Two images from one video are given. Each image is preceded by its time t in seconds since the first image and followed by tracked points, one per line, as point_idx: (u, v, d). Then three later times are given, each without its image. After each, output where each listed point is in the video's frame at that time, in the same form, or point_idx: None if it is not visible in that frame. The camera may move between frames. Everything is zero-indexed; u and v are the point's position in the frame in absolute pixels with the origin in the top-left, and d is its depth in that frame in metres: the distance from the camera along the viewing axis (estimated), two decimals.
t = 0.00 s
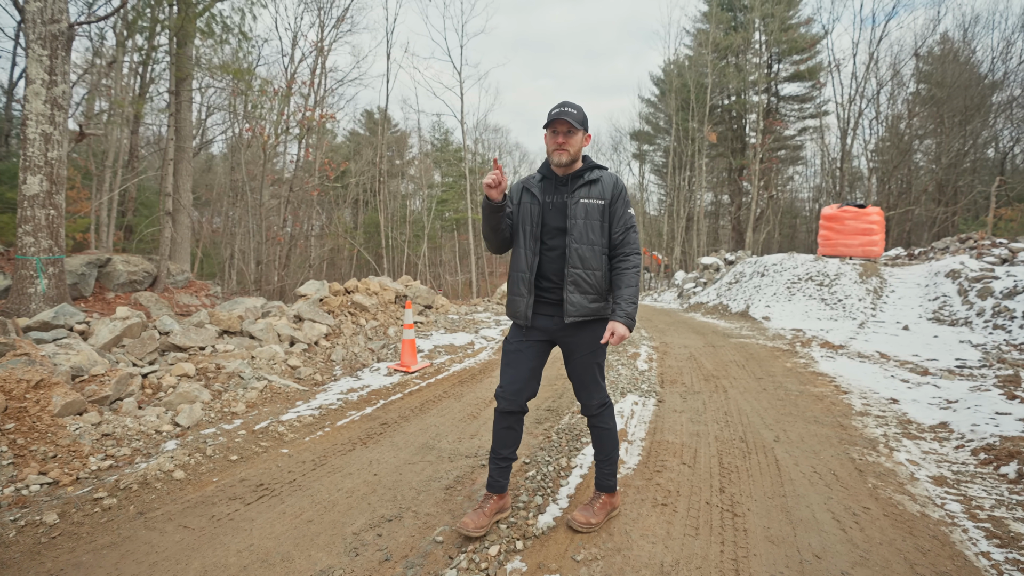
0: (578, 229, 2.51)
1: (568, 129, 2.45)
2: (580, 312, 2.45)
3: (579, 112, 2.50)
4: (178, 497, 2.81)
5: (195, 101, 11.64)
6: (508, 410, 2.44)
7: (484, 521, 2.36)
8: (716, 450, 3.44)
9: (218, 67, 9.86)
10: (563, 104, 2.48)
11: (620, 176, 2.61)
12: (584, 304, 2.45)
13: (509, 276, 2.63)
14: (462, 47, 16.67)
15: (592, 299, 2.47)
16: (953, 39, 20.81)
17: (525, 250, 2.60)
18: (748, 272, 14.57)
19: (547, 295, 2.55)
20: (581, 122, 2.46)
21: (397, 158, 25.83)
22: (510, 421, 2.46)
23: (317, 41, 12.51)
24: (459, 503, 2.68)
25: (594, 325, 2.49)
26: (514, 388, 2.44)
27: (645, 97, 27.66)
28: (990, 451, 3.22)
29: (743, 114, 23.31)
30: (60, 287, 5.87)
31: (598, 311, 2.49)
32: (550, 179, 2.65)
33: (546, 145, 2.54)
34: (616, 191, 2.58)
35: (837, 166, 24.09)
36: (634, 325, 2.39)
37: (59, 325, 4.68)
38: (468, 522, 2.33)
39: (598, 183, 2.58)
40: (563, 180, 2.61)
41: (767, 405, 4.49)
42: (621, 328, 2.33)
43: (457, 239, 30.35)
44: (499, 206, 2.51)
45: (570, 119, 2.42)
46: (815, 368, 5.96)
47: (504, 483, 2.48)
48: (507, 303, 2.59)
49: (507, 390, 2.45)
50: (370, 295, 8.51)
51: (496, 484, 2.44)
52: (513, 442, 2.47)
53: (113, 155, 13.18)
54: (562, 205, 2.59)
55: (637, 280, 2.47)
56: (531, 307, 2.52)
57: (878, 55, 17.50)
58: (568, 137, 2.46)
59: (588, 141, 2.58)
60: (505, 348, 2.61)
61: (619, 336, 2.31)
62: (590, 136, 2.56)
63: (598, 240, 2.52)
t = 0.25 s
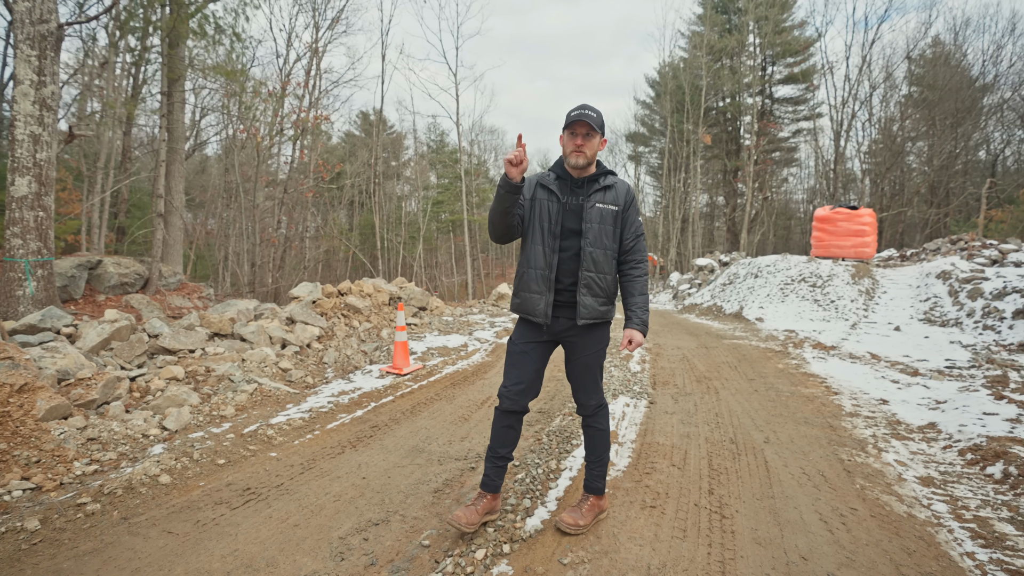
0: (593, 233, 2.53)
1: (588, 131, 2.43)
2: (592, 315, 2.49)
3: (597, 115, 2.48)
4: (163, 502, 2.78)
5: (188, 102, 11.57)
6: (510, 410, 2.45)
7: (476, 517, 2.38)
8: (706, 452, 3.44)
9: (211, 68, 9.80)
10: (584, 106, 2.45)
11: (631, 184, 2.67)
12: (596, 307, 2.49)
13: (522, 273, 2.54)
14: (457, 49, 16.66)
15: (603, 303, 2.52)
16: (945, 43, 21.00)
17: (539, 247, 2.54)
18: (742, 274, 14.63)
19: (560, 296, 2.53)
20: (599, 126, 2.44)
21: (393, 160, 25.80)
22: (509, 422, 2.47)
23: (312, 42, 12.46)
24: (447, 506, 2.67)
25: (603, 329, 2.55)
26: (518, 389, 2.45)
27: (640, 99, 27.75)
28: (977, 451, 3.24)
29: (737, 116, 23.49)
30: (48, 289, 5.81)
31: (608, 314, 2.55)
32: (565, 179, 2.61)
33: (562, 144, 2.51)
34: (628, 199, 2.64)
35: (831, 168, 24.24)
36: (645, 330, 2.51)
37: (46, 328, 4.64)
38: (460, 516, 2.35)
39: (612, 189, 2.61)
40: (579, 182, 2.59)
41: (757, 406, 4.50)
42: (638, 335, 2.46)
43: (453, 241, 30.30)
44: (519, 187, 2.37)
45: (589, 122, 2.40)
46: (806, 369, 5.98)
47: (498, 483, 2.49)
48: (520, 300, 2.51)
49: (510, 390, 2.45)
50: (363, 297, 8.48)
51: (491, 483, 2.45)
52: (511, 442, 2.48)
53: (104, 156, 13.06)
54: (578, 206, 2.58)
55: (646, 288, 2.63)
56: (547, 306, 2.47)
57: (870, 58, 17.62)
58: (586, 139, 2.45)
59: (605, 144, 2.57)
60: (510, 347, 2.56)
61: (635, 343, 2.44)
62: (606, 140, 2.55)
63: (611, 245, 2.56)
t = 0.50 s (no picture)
0: (596, 236, 2.52)
1: (592, 136, 2.42)
2: (593, 317, 2.50)
3: (601, 120, 2.48)
4: (151, 506, 2.76)
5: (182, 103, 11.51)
6: (507, 410, 2.46)
7: (468, 513, 2.41)
8: (697, 454, 3.44)
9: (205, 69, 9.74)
10: (589, 111, 2.45)
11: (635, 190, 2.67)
12: (596, 310, 2.50)
13: (528, 271, 2.52)
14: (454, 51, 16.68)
15: (603, 307, 2.54)
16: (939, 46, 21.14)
17: (544, 247, 2.53)
18: (737, 275, 14.65)
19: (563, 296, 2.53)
20: (604, 131, 2.44)
21: (390, 161, 25.79)
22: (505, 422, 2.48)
23: (308, 43, 12.43)
24: (436, 510, 2.66)
25: (602, 332, 2.56)
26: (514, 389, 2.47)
27: (637, 101, 27.81)
28: (966, 453, 3.24)
29: (733, 118, 23.57)
30: (41, 290, 5.77)
31: (608, 318, 2.57)
32: (570, 180, 2.59)
33: (567, 148, 2.49)
34: (632, 204, 2.64)
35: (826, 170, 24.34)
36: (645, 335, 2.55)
37: (36, 330, 4.61)
38: (452, 509, 2.40)
39: (616, 194, 2.60)
40: (584, 185, 2.58)
41: (750, 408, 4.50)
42: (638, 341, 2.50)
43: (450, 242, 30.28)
44: (519, 182, 2.32)
45: (595, 127, 2.39)
46: (799, 371, 6.00)
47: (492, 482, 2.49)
48: (526, 298, 2.50)
49: (507, 390, 2.47)
50: (358, 299, 8.45)
51: (484, 483, 2.46)
52: (506, 441, 2.48)
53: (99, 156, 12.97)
54: (582, 209, 2.58)
55: (645, 294, 2.64)
56: (552, 306, 2.47)
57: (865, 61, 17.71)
58: (592, 144, 2.43)
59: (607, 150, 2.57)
60: (510, 346, 2.55)
61: (636, 349, 2.50)
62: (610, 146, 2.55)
63: (614, 249, 2.57)
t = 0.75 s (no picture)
0: (596, 239, 2.52)
1: (595, 137, 2.43)
2: (593, 320, 2.51)
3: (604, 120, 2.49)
4: (144, 506, 2.77)
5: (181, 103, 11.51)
6: (502, 409, 2.47)
7: (465, 509, 2.46)
8: (691, 455, 3.44)
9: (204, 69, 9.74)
10: (592, 112, 2.45)
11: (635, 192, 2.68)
12: (597, 313, 2.51)
13: (528, 275, 2.52)
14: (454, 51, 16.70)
15: (603, 309, 2.55)
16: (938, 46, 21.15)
17: (544, 251, 2.53)
18: (735, 276, 14.67)
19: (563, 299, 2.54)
20: (606, 131, 2.44)
21: (390, 162, 25.81)
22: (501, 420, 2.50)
23: (308, 43, 12.45)
24: (428, 510, 2.67)
25: (601, 334, 2.57)
26: (510, 389, 2.48)
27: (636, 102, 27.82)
28: (961, 454, 3.20)
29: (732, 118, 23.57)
30: (38, 291, 5.77)
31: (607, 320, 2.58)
32: (570, 182, 2.59)
33: (570, 149, 2.49)
34: (632, 205, 2.64)
35: (825, 171, 24.36)
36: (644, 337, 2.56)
37: (32, 330, 4.61)
38: (450, 505, 2.45)
39: (616, 196, 2.60)
40: (584, 187, 2.58)
41: (745, 409, 4.50)
42: (637, 343, 2.51)
43: (449, 243, 30.26)
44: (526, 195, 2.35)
45: (599, 128, 2.39)
46: (796, 372, 6.00)
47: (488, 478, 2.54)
48: (526, 302, 2.51)
49: (503, 389, 2.48)
50: (355, 300, 8.46)
51: (481, 478, 2.51)
52: (503, 438, 2.50)
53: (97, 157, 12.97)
54: (582, 211, 2.57)
55: (644, 295, 2.65)
56: (552, 309, 2.48)
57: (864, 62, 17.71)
58: (595, 146, 2.44)
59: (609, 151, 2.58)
60: (509, 348, 2.56)
61: (636, 351, 2.50)
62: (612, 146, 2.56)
63: (614, 252, 2.57)
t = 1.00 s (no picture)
0: (592, 240, 2.52)
1: (593, 135, 2.43)
2: (589, 321, 2.51)
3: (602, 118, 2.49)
4: (140, 503, 2.78)
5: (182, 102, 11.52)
6: (507, 406, 2.56)
7: (491, 491, 2.67)
8: (688, 455, 3.41)
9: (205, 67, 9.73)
10: (589, 110, 2.45)
11: (633, 191, 2.65)
12: (593, 314, 2.51)
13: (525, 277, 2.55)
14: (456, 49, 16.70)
15: (599, 309, 2.55)
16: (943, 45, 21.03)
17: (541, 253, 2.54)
18: (736, 275, 14.64)
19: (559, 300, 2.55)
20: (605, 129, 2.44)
21: (391, 160, 25.82)
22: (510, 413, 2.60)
23: (310, 42, 12.45)
24: (423, 508, 2.67)
25: (598, 334, 2.57)
26: (509, 388, 2.52)
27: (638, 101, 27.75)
28: (959, 456, 3.09)
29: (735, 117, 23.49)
30: (40, 288, 5.79)
31: (604, 320, 2.57)
32: (567, 182, 2.59)
33: (567, 148, 2.49)
34: (630, 205, 2.62)
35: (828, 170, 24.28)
36: (642, 339, 2.55)
37: (32, 327, 4.63)
38: (477, 489, 2.66)
39: (613, 196, 2.59)
40: (581, 187, 2.57)
41: (743, 409, 4.49)
42: (635, 345, 2.50)
43: (450, 241, 30.28)
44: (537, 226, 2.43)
45: (598, 126, 2.39)
46: (795, 372, 5.98)
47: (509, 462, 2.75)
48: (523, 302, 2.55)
49: (504, 388, 2.53)
50: (355, 298, 8.47)
51: (502, 463, 2.73)
52: (517, 430, 2.67)
53: (99, 154, 12.99)
54: (579, 212, 2.57)
55: (642, 296, 2.63)
56: (547, 311, 2.50)
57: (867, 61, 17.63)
58: (592, 144, 2.43)
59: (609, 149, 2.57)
60: (507, 348, 2.60)
61: (633, 352, 2.49)
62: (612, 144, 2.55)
63: (611, 252, 2.56)
